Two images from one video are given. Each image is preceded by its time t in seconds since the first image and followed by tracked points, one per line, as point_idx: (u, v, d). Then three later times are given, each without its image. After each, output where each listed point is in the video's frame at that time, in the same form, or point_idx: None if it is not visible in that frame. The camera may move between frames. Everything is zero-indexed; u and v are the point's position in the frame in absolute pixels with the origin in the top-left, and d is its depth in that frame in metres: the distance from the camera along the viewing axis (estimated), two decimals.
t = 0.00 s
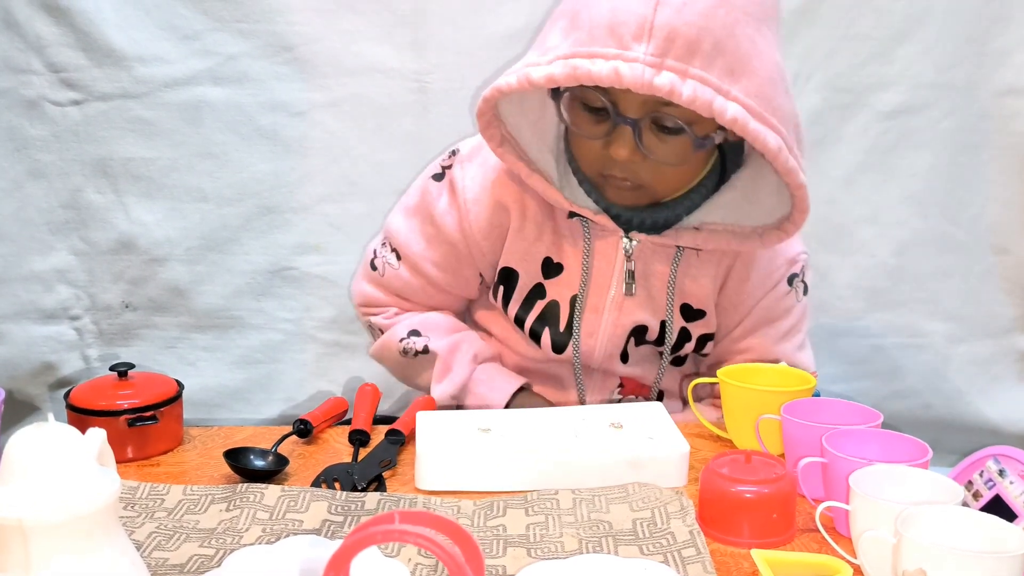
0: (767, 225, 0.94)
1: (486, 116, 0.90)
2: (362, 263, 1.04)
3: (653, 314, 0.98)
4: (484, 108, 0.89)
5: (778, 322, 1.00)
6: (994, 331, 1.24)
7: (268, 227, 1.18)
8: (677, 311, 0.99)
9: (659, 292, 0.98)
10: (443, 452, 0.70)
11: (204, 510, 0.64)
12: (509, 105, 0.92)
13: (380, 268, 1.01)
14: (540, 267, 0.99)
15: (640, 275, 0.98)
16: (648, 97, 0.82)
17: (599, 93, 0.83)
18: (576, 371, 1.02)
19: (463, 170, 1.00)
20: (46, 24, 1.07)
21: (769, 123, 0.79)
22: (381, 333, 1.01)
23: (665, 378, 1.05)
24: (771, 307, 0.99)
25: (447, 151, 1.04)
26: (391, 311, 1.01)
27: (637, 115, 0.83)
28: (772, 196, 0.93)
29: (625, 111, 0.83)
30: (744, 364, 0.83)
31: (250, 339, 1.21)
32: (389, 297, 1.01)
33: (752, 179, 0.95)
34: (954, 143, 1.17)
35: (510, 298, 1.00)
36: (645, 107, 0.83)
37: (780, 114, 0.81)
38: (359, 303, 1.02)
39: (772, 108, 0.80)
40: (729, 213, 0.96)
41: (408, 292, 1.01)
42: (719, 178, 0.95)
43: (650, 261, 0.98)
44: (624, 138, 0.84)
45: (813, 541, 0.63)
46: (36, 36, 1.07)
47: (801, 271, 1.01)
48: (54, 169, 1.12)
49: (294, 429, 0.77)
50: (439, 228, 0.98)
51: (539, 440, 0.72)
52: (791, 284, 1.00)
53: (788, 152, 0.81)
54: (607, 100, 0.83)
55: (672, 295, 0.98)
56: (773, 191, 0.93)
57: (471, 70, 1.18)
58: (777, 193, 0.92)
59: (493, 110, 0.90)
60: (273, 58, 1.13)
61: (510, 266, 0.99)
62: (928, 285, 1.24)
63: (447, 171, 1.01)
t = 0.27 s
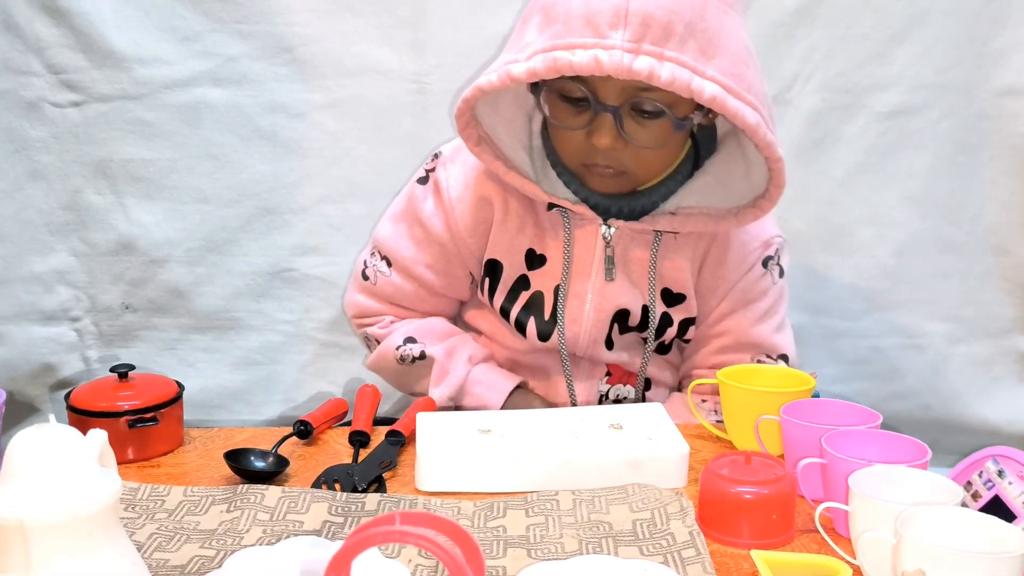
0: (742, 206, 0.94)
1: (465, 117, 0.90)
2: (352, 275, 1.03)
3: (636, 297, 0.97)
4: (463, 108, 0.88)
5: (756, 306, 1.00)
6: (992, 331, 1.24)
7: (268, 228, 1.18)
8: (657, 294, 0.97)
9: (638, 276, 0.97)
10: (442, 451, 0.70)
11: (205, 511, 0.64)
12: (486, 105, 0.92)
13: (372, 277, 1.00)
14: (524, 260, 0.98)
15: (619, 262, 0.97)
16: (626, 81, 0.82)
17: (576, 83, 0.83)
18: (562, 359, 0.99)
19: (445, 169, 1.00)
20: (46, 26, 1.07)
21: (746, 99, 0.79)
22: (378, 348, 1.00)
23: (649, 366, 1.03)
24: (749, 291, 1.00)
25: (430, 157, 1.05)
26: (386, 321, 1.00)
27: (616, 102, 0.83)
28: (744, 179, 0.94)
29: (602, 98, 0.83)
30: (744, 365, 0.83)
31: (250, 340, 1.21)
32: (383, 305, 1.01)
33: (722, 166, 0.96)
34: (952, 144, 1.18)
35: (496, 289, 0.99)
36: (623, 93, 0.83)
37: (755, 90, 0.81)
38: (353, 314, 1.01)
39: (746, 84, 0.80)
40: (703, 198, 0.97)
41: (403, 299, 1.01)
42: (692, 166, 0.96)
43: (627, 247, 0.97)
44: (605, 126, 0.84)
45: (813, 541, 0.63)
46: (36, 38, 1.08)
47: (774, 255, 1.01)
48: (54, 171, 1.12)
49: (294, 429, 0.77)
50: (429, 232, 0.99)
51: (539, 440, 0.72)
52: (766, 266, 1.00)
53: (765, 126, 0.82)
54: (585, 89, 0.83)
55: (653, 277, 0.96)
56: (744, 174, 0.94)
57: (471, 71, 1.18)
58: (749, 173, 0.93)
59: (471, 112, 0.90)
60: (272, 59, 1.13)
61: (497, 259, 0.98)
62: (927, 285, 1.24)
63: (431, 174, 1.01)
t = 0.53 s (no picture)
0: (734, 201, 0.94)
1: (459, 119, 0.90)
2: (350, 280, 1.03)
3: (632, 294, 0.97)
4: (456, 110, 0.88)
5: (748, 301, 0.99)
6: (992, 332, 1.24)
7: (268, 228, 1.18)
8: (653, 290, 0.97)
9: (634, 273, 0.98)
10: (441, 452, 0.70)
11: (204, 512, 0.64)
12: (479, 107, 0.92)
13: (370, 280, 1.00)
14: (522, 259, 0.98)
15: (615, 258, 0.97)
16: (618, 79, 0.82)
17: (569, 83, 0.83)
18: (559, 356, 0.99)
19: (441, 170, 1.00)
20: (45, 26, 1.07)
21: (737, 94, 0.79)
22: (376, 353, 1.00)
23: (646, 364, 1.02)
24: (743, 286, 0.99)
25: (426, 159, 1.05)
26: (385, 324, 1.00)
27: (609, 100, 0.83)
28: (735, 173, 0.94)
29: (595, 97, 0.84)
30: (744, 366, 0.83)
31: (249, 341, 1.21)
32: (382, 309, 1.01)
33: (714, 162, 0.96)
34: (952, 145, 1.18)
35: (493, 288, 0.99)
36: (616, 91, 0.83)
37: (746, 86, 0.81)
38: (351, 318, 1.01)
39: (737, 80, 0.80)
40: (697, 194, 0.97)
41: (402, 302, 1.01)
42: (685, 162, 0.95)
43: (623, 244, 0.97)
44: (599, 124, 0.84)
45: (812, 542, 0.63)
46: (36, 38, 1.08)
47: (767, 250, 1.01)
48: (53, 171, 1.12)
49: (293, 430, 0.77)
50: (426, 234, 0.99)
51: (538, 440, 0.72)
52: (757, 260, 1.00)
53: (756, 120, 0.81)
54: (578, 89, 0.83)
55: (648, 273, 0.96)
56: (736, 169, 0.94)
57: (470, 71, 1.18)
58: (740, 167, 0.93)
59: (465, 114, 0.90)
60: (272, 60, 1.13)
61: (494, 257, 0.98)
62: (927, 286, 1.24)
63: (428, 175, 1.02)
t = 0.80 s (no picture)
0: (726, 202, 0.95)
1: (455, 130, 0.91)
2: (351, 295, 1.03)
3: (626, 294, 0.97)
4: (451, 121, 0.88)
5: (737, 300, 1.00)
6: (989, 334, 1.25)
7: (266, 231, 1.18)
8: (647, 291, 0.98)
9: (628, 274, 0.98)
10: (439, 455, 0.70)
11: (202, 515, 0.64)
12: (474, 117, 0.93)
13: (372, 294, 1.00)
14: (518, 259, 0.98)
15: (609, 258, 0.97)
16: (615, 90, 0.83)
17: (566, 94, 0.84)
18: (553, 356, 0.99)
19: (436, 177, 1.00)
20: (44, 30, 1.08)
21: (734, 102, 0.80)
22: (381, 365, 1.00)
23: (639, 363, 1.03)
24: (732, 287, 0.99)
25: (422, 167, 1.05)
26: (389, 337, 1.01)
27: (607, 110, 0.84)
28: (725, 175, 0.94)
29: (592, 108, 0.84)
30: (742, 370, 0.83)
31: (248, 344, 1.21)
32: (385, 322, 1.01)
33: (705, 163, 0.97)
34: (949, 147, 1.18)
35: (489, 288, 0.99)
36: (613, 102, 0.84)
37: (742, 92, 0.82)
38: (355, 333, 1.01)
39: (734, 87, 0.81)
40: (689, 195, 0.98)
41: (406, 313, 1.01)
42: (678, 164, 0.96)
43: (617, 245, 0.97)
44: (597, 134, 0.85)
45: (809, 545, 0.63)
46: (35, 42, 1.08)
47: (757, 250, 1.01)
48: (52, 174, 1.12)
49: (291, 434, 0.77)
50: (426, 242, 0.99)
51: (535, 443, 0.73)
52: (746, 260, 1.00)
53: (753, 125, 0.82)
54: (575, 101, 0.84)
55: (643, 275, 0.97)
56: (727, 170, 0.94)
57: (468, 74, 1.18)
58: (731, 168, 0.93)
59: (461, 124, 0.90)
60: (271, 63, 1.13)
61: (492, 257, 0.98)
62: (924, 288, 1.24)
63: (424, 184, 1.02)
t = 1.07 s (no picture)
0: (742, 221, 0.94)
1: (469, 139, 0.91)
2: (361, 300, 1.02)
3: (638, 309, 0.97)
4: (467, 131, 0.88)
5: (746, 316, 0.99)
6: (989, 341, 1.25)
7: (268, 240, 1.18)
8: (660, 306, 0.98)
9: (641, 289, 0.98)
10: (442, 470, 0.70)
11: (205, 531, 0.64)
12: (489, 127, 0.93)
13: (383, 299, 1.00)
14: (531, 270, 0.98)
15: (623, 273, 0.97)
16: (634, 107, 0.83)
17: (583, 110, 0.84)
18: (563, 369, 0.99)
19: (451, 185, 1.00)
20: (45, 38, 1.08)
21: (753, 123, 0.79)
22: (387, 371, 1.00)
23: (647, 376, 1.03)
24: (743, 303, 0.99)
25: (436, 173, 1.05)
26: (399, 344, 1.00)
27: (625, 128, 0.83)
28: (743, 193, 0.94)
29: (611, 125, 0.84)
30: (743, 382, 0.83)
31: (249, 352, 1.21)
32: (395, 329, 1.00)
33: (722, 179, 0.96)
34: (949, 154, 1.18)
35: (500, 298, 0.99)
36: (632, 119, 0.83)
37: (761, 113, 0.82)
38: (362, 338, 1.01)
39: (753, 108, 0.81)
40: (705, 212, 0.98)
41: (417, 319, 1.00)
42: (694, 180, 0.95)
43: (631, 260, 0.98)
44: (615, 152, 0.84)
45: (810, 560, 0.63)
46: (36, 50, 1.08)
47: (768, 267, 1.00)
48: (53, 183, 1.12)
49: (294, 447, 0.78)
50: (440, 248, 0.99)
51: (538, 458, 0.73)
52: (757, 277, 1.00)
53: (772, 147, 0.82)
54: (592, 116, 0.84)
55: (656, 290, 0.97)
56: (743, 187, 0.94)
57: (469, 82, 1.18)
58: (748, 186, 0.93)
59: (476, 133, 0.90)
60: (271, 71, 1.14)
61: (504, 266, 0.98)
62: (925, 295, 1.24)
63: (438, 190, 1.02)
